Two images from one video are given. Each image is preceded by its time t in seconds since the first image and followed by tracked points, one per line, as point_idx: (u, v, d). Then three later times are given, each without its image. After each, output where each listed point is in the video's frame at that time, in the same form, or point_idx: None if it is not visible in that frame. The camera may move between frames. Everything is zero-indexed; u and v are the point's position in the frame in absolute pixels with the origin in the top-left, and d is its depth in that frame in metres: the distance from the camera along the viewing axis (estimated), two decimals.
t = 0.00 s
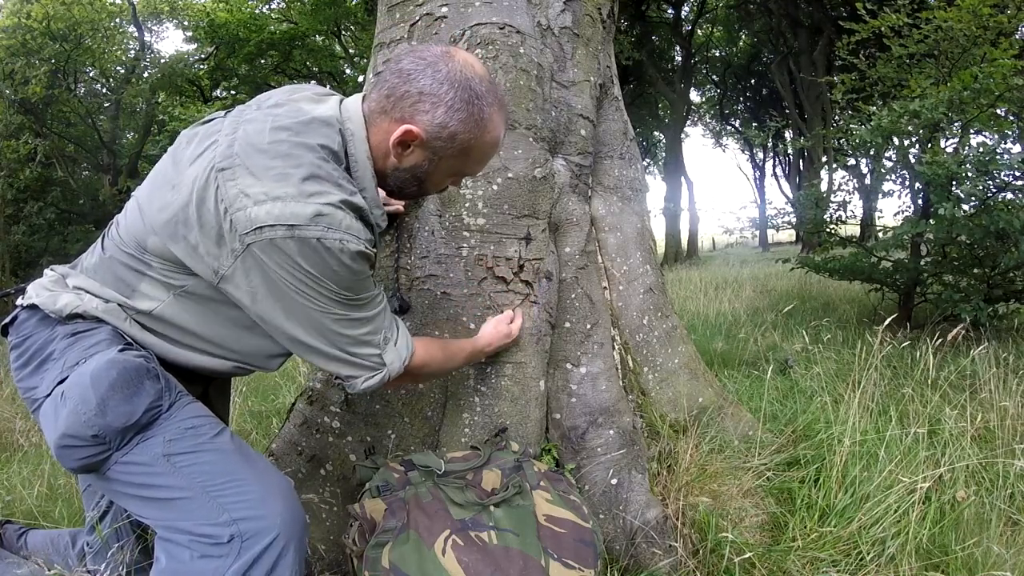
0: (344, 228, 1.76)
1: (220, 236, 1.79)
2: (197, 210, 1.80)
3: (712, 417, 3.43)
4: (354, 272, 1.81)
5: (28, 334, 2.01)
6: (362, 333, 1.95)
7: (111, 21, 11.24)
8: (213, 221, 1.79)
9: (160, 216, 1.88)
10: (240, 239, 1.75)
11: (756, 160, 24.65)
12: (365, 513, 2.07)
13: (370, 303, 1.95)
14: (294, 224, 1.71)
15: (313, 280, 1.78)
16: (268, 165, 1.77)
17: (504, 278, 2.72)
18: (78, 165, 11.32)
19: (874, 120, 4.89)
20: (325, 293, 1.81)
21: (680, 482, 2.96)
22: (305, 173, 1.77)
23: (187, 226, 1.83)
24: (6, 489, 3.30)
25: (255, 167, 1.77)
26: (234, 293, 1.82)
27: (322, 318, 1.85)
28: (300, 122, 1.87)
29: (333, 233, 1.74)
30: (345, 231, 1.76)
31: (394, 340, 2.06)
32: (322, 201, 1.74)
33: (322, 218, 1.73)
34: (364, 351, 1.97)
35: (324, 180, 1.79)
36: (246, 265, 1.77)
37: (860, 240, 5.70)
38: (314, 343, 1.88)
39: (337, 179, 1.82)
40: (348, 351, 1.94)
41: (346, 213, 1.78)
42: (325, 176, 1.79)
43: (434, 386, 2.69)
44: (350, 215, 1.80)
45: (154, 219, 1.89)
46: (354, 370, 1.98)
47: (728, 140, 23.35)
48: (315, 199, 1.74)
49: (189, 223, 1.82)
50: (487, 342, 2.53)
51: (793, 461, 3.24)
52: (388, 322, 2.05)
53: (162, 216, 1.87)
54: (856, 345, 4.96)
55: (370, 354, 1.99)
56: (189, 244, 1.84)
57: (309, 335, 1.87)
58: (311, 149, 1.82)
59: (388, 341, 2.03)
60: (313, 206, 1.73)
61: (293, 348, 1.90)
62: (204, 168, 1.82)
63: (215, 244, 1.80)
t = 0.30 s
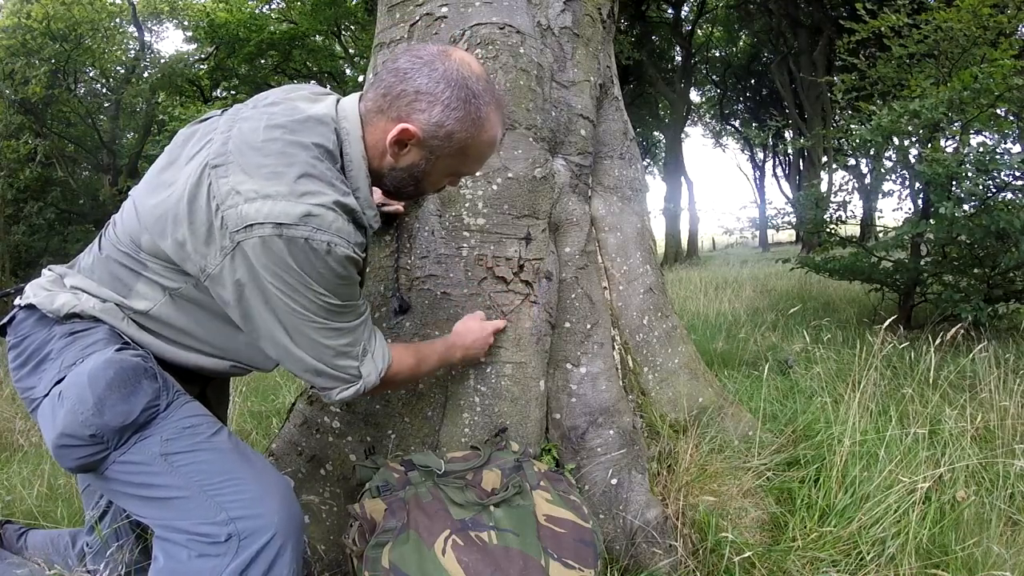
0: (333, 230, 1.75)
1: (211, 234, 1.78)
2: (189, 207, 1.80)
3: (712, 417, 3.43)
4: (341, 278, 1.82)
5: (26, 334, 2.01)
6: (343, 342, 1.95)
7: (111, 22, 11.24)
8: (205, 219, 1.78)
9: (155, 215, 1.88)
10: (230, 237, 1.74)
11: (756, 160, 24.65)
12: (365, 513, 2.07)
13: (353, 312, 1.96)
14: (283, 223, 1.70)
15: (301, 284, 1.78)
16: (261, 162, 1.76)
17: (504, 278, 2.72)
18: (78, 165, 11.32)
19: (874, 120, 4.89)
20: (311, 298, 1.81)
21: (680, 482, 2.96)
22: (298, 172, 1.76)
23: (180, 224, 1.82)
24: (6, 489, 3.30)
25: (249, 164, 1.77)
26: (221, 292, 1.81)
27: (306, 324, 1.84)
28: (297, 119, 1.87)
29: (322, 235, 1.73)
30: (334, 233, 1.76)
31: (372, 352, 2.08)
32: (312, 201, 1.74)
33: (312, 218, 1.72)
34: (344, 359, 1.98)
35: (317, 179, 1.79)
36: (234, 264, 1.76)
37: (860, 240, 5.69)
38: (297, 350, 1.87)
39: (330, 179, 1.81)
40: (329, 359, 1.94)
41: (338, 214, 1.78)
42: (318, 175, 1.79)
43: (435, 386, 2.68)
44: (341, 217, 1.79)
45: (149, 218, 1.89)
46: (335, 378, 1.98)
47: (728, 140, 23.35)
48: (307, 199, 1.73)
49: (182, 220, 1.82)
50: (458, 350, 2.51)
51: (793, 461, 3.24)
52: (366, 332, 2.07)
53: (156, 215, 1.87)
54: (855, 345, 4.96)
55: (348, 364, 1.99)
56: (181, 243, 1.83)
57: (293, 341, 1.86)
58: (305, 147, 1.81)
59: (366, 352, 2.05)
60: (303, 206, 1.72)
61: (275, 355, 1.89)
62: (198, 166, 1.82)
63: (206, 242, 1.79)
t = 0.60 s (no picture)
0: (326, 226, 1.76)
1: (203, 231, 1.78)
2: (183, 204, 1.79)
3: (712, 417, 3.43)
4: (333, 272, 1.82)
5: (24, 334, 2.01)
6: (337, 336, 1.95)
7: (111, 22, 11.23)
8: (198, 215, 1.78)
9: (149, 213, 1.88)
10: (222, 234, 1.74)
11: (756, 160, 24.66)
12: (365, 513, 2.07)
13: (346, 306, 1.96)
14: (275, 220, 1.70)
15: (294, 280, 1.77)
16: (254, 159, 1.76)
17: (504, 278, 2.72)
18: (78, 165, 11.35)
19: (874, 120, 4.90)
20: (305, 293, 1.81)
21: (680, 482, 2.96)
22: (291, 168, 1.76)
23: (173, 221, 1.82)
24: (6, 489, 3.31)
25: (241, 160, 1.77)
26: (213, 290, 1.80)
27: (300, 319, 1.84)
28: (288, 116, 1.86)
29: (314, 231, 1.73)
30: (327, 229, 1.76)
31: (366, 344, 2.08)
32: (304, 198, 1.73)
33: (304, 215, 1.72)
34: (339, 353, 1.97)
35: (310, 175, 1.79)
36: (226, 261, 1.75)
37: (860, 240, 5.70)
38: (292, 345, 1.87)
39: (322, 175, 1.81)
40: (324, 353, 1.93)
41: (331, 210, 1.78)
42: (311, 171, 1.79)
43: (435, 386, 2.66)
44: (334, 213, 1.79)
45: (144, 216, 1.89)
46: (331, 372, 1.97)
47: (728, 140, 23.35)
48: (299, 195, 1.73)
49: (175, 217, 1.81)
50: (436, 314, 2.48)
51: (793, 461, 3.24)
52: (360, 324, 2.07)
53: (151, 213, 1.88)
54: (855, 345, 4.96)
55: (344, 357, 1.99)
56: (173, 240, 1.83)
57: (288, 336, 1.85)
58: (298, 144, 1.82)
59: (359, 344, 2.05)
60: (295, 202, 1.72)
61: (269, 352, 1.88)
62: (192, 163, 1.82)
63: (198, 239, 1.79)
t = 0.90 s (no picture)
0: (310, 187, 1.73)
1: (188, 207, 1.75)
2: (168, 182, 1.78)
3: (712, 417, 3.42)
4: (318, 235, 1.76)
5: (19, 333, 2.02)
6: (317, 328, 1.79)
7: (111, 22, 11.22)
8: (183, 191, 1.76)
9: (137, 199, 1.87)
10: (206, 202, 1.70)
11: (756, 160, 24.66)
12: (365, 513, 2.07)
13: (329, 295, 1.83)
14: (258, 176, 1.67)
15: (277, 242, 1.69)
16: (238, 129, 1.77)
17: (504, 278, 2.72)
18: (78, 165, 11.33)
19: (874, 120, 4.90)
20: (288, 259, 1.70)
21: (680, 482, 2.96)
22: (276, 135, 1.77)
23: (160, 202, 1.81)
24: (6, 489, 3.30)
25: (223, 133, 1.77)
26: (192, 265, 1.73)
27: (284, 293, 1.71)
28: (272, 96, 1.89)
29: (297, 189, 1.70)
30: (310, 191, 1.73)
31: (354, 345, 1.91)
32: (288, 155, 1.74)
33: (287, 174, 1.70)
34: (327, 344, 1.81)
35: (295, 143, 1.79)
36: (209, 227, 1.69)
37: (860, 240, 5.69)
38: (275, 325, 1.72)
39: (307, 142, 1.82)
40: (303, 345, 1.76)
41: (315, 174, 1.76)
42: (297, 140, 1.80)
43: (435, 386, 2.66)
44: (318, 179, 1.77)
45: (133, 204, 1.88)
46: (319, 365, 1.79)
47: (728, 140, 23.35)
48: (283, 156, 1.73)
49: (161, 198, 1.80)
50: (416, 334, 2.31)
51: (793, 461, 3.24)
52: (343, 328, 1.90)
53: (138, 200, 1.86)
54: (855, 345, 4.96)
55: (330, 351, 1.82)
56: (161, 223, 1.81)
57: (263, 317, 1.71)
58: (284, 118, 1.84)
59: (341, 346, 1.86)
60: (279, 159, 1.72)
61: (247, 338, 1.73)
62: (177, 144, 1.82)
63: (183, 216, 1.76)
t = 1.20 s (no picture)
0: (271, 122, 1.62)
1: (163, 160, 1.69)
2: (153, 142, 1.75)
3: (712, 417, 3.42)
4: (269, 171, 1.58)
5: (14, 331, 2.01)
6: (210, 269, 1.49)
7: (111, 22, 11.22)
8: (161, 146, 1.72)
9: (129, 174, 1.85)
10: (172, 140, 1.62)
11: (755, 160, 24.66)
12: (365, 513, 2.07)
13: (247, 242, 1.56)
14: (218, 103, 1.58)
15: (205, 156, 1.51)
16: (218, 80, 1.73)
17: (504, 278, 2.72)
18: (78, 165, 11.32)
19: (874, 120, 4.90)
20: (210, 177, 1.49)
21: (680, 482, 2.96)
22: (253, 82, 1.71)
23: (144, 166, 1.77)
24: (6, 489, 3.30)
25: (205, 82, 1.73)
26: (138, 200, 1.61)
27: (186, 211, 1.47)
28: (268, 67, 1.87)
29: (256, 118, 1.59)
30: (270, 125, 1.61)
31: (240, 327, 1.54)
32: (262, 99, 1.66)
33: (250, 106, 1.61)
34: (207, 293, 1.50)
35: (271, 93, 1.72)
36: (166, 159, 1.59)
37: (860, 240, 5.69)
38: (160, 243, 1.46)
39: (287, 103, 1.74)
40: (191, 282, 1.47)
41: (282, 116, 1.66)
42: (274, 91, 1.73)
43: (435, 386, 2.67)
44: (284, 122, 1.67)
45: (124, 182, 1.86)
46: (180, 308, 1.46)
47: (728, 141, 23.36)
48: (254, 95, 1.66)
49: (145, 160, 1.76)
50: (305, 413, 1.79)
51: (793, 461, 3.24)
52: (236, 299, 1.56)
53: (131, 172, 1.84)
54: (855, 345, 4.96)
55: (204, 304, 1.50)
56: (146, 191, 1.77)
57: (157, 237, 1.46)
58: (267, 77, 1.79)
59: (220, 311, 1.51)
60: (251, 97, 1.64)
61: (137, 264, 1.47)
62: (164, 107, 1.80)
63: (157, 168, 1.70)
